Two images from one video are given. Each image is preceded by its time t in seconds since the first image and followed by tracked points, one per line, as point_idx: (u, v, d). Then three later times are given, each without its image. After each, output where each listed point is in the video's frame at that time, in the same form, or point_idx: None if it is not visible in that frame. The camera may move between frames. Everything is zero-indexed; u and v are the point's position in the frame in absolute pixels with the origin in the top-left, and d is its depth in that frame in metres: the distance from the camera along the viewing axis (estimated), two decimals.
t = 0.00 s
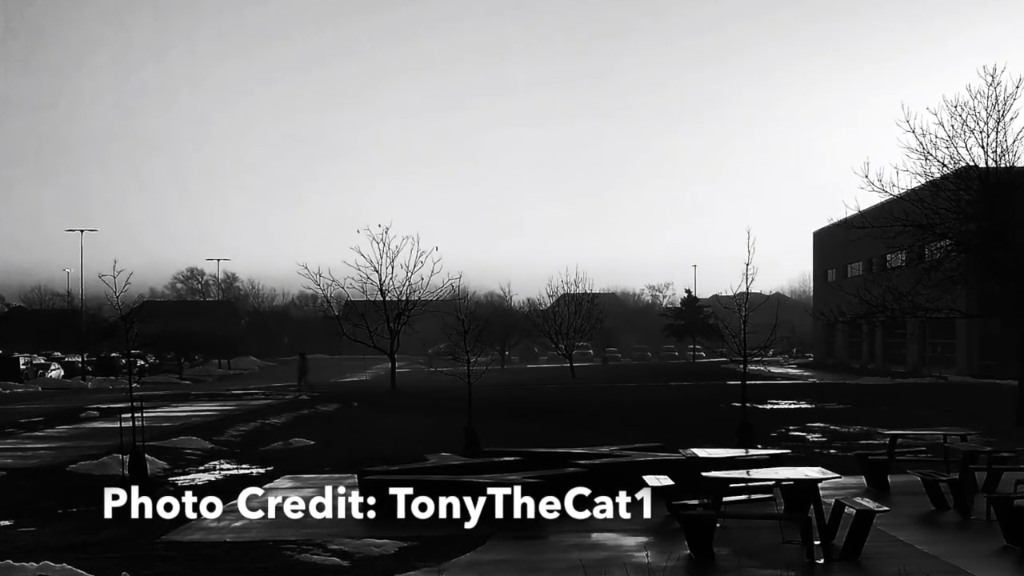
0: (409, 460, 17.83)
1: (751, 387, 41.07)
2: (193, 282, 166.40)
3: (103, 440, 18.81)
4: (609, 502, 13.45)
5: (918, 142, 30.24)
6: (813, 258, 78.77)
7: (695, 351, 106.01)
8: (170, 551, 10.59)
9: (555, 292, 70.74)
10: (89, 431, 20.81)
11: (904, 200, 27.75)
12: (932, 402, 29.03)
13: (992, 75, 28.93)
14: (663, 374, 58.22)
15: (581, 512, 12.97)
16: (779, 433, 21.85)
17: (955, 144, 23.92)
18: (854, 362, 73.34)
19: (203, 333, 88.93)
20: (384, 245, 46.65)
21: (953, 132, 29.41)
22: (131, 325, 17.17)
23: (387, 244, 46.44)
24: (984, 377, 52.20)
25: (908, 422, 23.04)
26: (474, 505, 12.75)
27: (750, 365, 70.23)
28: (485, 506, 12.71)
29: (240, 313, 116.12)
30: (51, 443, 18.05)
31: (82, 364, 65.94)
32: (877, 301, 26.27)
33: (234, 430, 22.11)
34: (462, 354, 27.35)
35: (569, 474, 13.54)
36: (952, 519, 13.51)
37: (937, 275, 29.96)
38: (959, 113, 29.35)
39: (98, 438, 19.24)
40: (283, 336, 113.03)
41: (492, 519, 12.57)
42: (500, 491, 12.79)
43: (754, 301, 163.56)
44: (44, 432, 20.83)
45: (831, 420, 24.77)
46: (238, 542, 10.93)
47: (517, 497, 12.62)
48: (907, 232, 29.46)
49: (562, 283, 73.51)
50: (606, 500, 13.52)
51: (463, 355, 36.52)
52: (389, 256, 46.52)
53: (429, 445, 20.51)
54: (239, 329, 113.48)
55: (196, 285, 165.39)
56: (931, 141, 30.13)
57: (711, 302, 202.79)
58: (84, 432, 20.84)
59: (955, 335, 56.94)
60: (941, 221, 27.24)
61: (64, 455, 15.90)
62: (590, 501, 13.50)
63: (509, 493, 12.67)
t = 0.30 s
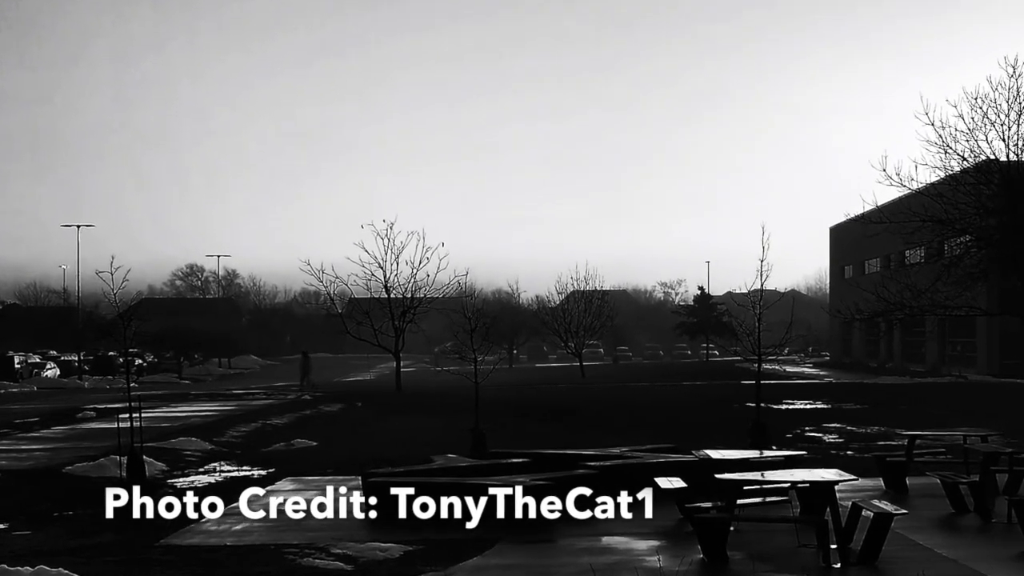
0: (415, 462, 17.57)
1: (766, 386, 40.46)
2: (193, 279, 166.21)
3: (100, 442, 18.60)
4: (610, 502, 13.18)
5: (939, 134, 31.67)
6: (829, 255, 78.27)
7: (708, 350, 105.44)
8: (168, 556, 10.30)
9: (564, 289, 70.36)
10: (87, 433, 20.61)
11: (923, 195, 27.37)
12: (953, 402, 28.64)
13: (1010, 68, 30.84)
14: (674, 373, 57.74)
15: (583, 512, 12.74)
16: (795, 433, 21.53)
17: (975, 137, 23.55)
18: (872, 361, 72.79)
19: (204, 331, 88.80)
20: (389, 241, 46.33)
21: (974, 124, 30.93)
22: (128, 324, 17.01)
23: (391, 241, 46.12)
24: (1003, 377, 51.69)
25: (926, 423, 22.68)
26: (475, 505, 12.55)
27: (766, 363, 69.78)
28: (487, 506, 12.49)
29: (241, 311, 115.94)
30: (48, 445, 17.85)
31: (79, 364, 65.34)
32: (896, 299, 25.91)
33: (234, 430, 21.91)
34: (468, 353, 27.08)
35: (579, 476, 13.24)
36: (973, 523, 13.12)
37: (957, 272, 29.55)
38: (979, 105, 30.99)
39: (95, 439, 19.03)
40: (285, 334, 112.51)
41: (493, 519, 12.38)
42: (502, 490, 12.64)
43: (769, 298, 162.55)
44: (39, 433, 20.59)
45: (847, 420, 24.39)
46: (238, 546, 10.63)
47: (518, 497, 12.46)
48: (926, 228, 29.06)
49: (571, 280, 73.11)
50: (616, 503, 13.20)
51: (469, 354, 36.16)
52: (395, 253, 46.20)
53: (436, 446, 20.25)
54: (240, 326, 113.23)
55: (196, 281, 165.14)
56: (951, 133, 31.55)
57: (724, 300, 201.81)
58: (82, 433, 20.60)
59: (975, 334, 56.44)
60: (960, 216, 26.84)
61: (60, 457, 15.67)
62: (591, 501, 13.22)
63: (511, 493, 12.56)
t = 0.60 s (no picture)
0: (421, 463, 17.30)
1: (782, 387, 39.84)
2: (192, 275, 165.46)
3: (97, 443, 18.35)
4: (611, 502, 12.91)
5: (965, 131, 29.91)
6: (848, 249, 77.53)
7: (722, 348, 104.78)
8: (167, 560, 10.01)
9: (574, 286, 69.89)
10: (84, 434, 20.36)
11: (943, 190, 26.87)
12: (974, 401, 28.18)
13: None
14: (688, 372, 57.27)
15: (585, 513, 12.46)
16: (811, 434, 21.20)
17: (997, 130, 23.06)
18: (890, 360, 72.10)
19: (203, 330, 88.34)
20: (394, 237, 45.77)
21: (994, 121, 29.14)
22: (126, 323, 16.77)
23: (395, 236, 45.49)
24: None
25: (945, 424, 22.32)
26: (477, 505, 12.24)
27: (782, 362, 69.22)
28: (488, 506, 12.21)
29: (242, 309, 115.47)
30: (43, 447, 17.61)
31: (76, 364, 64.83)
32: (914, 296, 25.47)
33: (235, 431, 21.64)
34: (475, 352, 26.76)
35: (591, 478, 12.93)
36: (995, 526, 12.74)
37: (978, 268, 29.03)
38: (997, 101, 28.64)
39: (92, 441, 18.77)
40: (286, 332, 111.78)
41: (494, 519, 12.14)
42: (504, 490, 12.34)
43: (784, 295, 161.48)
44: (36, 434, 20.32)
45: (864, 421, 24.02)
46: (239, 550, 10.34)
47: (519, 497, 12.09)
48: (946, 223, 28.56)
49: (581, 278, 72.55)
50: (628, 507, 12.90)
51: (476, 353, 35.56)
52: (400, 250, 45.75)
53: (443, 447, 19.99)
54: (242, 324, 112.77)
55: (196, 278, 164.59)
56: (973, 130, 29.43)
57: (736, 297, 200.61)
58: (79, 434, 20.34)
59: (997, 332, 55.76)
60: (982, 211, 26.35)
61: (56, 458, 15.42)
62: (592, 501, 12.86)
63: (511, 493, 12.24)
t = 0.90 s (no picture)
0: (428, 465, 17.02)
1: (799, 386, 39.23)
2: (191, 271, 165.15)
3: (94, 444, 18.07)
4: (613, 503, 12.49)
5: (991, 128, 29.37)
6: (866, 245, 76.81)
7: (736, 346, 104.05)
8: (165, 564, 9.72)
9: (585, 282, 69.45)
10: (80, 435, 20.09)
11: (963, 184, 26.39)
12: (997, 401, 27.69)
13: None
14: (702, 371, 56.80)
15: (586, 513, 12.11)
16: (828, 436, 20.86)
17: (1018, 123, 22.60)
18: (910, 359, 71.35)
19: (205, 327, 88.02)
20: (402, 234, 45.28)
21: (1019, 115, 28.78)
22: (123, 322, 16.50)
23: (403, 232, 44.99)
24: None
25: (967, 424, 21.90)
26: (478, 505, 11.91)
27: (799, 362, 68.61)
28: (492, 507, 11.90)
29: (243, 306, 115.10)
30: (38, 448, 17.35)
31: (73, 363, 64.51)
32: (934, 293, 25.00)
33: (236, 432, 21.34)
34: (483, 352, 26.41)
35: (601, 480, 12.59)
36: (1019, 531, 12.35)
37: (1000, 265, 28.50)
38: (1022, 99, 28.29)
39: (88, 442, 18.50)
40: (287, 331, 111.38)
41: (496, 519, 11.82)
42: (505, 490, 12.05)
43: (801, 292, 160.31)
44: (31, 436, 20.04)
45: (882, 421, 23.63)
46: (240, 555, 10.05)
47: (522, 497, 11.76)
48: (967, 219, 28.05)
49: (591, 275, 72.06)
50: (641, 510, 12.57)
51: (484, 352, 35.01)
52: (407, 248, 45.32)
53: (451, 449, 19.69)
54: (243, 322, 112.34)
55: (195, 274, 164.54)
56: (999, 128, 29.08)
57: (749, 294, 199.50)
58: (74, 435, 20.06)
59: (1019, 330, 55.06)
60: (1003, 205, 25.85)
61: (52, 460, 15.19)
62: (594, 501, 12.46)
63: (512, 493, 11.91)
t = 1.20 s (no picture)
0: (434, 466, 16.74)
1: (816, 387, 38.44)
2: (191, 268, 165.29)
3: (90, 446, 17.81)
4: (614, 504, 12.03)
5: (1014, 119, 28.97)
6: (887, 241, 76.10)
7: (752, 346, 103.29)
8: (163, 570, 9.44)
9: (596, 278, 69.03)
10: (76, 436, 19.84)
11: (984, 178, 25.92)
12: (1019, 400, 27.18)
13: None
14: (715, 369, 56.32)
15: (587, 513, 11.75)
16: (846, 436, 20.52)
17: None
18: (931, 357, 70.53)
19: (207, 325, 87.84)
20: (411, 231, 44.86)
21: None
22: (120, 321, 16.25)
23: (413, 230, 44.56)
24: None
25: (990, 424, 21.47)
26: (479, 505, 11.63)
27: (815, 361, 67.94)
28: (500, 509, 11.59)
29: (243, 303, 114.83)
30: (32, 450, 17.10)
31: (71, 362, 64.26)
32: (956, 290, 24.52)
33: (237, 432, 21.07)
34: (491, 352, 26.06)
35: (613, 482, 12.27)
36: None
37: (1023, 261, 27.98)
38: None
39: (84, 444, 18.23)
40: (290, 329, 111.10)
41: (497, 519, 11.53)
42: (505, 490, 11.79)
43: (818, 289, 159.16)
44: (27, 437, 19.78)
45: (900, 421, 23.23)
46: (241, 559, 9.75)
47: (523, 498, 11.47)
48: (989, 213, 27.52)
49: (603, 272, 71.60)
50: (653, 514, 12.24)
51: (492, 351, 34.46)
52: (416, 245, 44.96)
53: (457, 449, 19.41)
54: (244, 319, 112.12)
55: (195, 270, 164.79)
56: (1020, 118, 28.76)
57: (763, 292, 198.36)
58: (69, 437, 19.79)
59: None
60: None
61: (47, 462, 14.94)
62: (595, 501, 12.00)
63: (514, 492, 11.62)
